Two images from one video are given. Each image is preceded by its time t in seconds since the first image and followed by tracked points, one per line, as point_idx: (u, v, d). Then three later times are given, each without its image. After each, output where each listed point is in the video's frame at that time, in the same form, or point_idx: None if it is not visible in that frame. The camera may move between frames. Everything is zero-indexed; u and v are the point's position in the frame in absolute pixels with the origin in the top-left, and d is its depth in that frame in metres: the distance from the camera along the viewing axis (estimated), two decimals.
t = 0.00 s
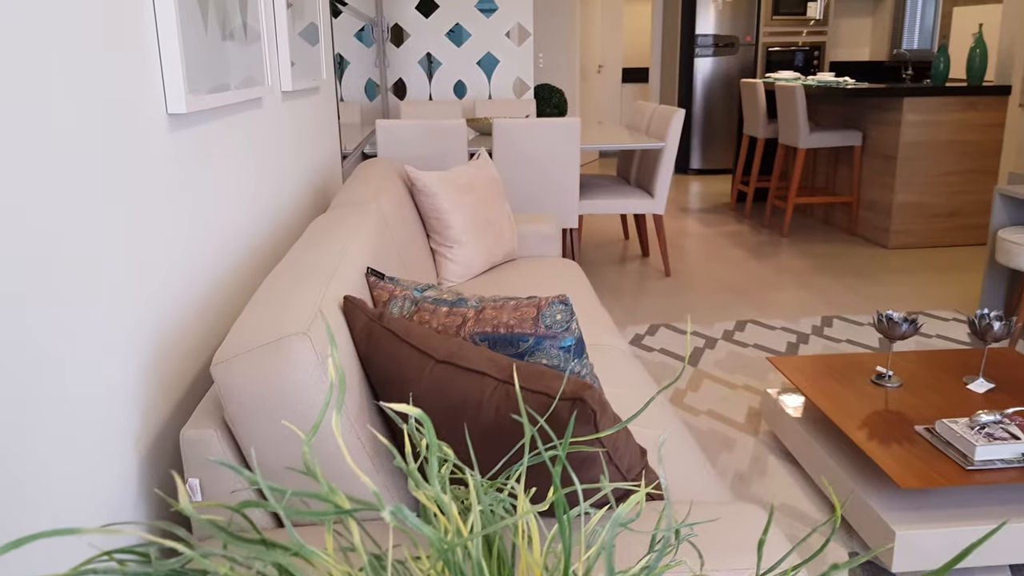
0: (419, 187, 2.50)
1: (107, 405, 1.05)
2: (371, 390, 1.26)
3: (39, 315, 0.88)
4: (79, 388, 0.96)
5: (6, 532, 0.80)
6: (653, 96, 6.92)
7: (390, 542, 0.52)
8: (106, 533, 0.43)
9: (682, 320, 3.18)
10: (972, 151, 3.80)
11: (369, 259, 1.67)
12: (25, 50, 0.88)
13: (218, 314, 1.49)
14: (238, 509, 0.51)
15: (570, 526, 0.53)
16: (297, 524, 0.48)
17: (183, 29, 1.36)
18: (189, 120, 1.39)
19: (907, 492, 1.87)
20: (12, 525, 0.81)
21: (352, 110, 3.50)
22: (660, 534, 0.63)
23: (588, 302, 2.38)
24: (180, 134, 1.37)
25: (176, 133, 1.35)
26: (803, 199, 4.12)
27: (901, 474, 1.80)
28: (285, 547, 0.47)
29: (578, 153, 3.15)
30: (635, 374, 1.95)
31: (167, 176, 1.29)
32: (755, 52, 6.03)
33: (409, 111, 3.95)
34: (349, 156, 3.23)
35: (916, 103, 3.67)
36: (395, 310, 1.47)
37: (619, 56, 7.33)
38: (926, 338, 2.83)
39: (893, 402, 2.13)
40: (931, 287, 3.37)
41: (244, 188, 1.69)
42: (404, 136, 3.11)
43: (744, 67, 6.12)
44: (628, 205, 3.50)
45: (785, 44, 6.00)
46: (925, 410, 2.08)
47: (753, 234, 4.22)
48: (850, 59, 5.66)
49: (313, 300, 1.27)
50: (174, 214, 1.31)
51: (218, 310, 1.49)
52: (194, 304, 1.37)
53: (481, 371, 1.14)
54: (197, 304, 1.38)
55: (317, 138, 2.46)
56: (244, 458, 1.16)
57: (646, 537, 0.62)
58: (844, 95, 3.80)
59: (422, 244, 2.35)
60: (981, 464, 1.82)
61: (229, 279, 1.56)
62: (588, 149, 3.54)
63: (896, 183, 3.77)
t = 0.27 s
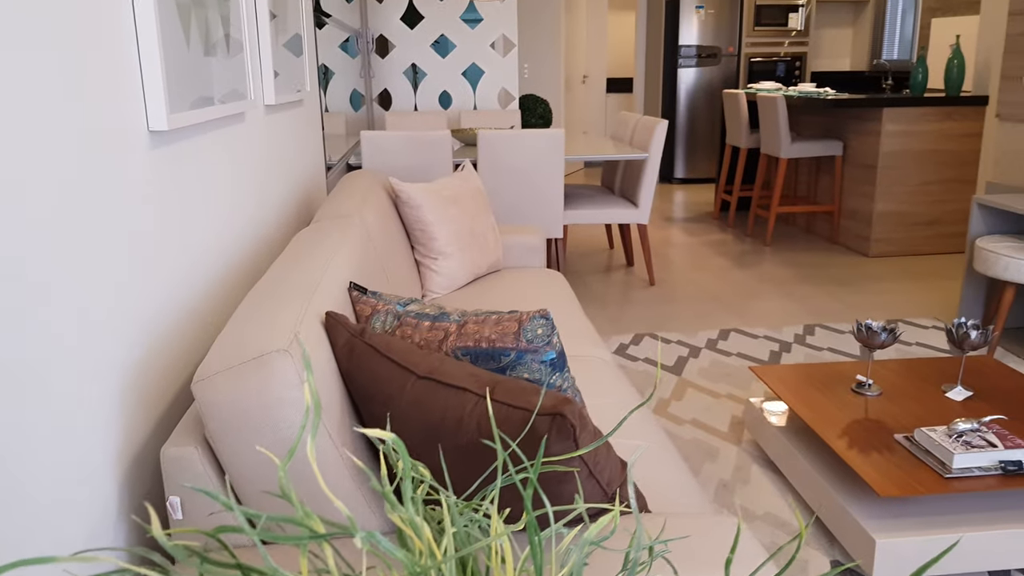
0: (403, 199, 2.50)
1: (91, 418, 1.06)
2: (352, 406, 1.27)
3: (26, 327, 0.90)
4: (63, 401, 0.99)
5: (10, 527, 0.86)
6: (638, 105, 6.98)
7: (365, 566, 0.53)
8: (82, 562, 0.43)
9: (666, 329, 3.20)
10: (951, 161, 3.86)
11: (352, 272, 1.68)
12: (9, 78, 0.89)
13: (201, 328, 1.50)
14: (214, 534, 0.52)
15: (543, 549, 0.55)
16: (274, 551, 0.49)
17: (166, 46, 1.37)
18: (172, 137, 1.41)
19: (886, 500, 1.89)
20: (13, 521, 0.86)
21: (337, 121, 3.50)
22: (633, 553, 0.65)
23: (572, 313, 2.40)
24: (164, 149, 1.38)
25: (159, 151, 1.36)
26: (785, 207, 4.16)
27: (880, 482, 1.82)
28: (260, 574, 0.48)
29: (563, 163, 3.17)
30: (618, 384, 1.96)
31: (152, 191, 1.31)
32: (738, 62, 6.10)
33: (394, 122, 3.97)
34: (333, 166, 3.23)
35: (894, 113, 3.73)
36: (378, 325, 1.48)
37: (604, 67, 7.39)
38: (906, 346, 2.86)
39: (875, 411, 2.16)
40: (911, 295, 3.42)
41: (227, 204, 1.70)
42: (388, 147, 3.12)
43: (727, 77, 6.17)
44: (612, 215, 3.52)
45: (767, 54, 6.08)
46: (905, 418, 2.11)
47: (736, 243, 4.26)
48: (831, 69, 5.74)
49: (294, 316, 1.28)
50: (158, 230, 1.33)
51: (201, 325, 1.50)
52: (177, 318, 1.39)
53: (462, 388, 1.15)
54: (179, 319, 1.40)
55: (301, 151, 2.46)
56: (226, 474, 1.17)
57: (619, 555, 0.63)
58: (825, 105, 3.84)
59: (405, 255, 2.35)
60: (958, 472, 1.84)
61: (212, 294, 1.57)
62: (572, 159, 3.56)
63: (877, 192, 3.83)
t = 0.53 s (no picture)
0: (385, 213, 2.50)
1: (71, 437, 1.07)
2: (332, 423, 1.27)
3: (27, 325, 0.97)
4: (43, 422, 0.99)
5: (11, 525, 0.91)
6: (620, 116, 7.03)
7: None
8: None
9: (648, 340, 3.21)
10: (927, 172, 3.92)
11: (332, 289, 1.68)
12: None
13: (180, 347, 1.51)
14: (188, 564, 0.52)
15: None
16: None
17: (145, 66, 1.37)
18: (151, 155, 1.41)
19: (863, 510, 1.91)
20: (13, 521, 0.92)
21: (319, 134, 3.50)
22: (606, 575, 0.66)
23: (553, 325, 2.40)
24: (144, 168, 1.39)
25: (137, 170, 1.36)
26: (766, 218, 4.20)
27: (858, 491, 1.84)
28: None
29: (545, 176, 3.19)
30: (599, 397, 1.97)
31: (132, 211, 1.32)
32: (718, 74, 6.18)
33: (376, 134, 3.98)
34: (315, 179, 3.23)
35: (871, 125, 3.78)
36: (359, 342, 1.48)
37: (586, 79, 7.46)
38: (885, 356, 2.90)
39: (853, 421, 2.18)
40: (889, 305, 3.46)
41: (207, 222, 1.71)
42: (370, 161, 3.12)
43: (708, 89, 6.22)
44: (594, 226, 3.54)
45: (746, 67, 6.20)
46: (883, 428, 2.13)
47: (717, 254, 4.30)
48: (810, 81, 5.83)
49: (272, 335, 1.27)
50: (138, 249, 1.33)
51: (180, 343, 1.50)
52: (156, 337, 1.39)
53: (440, 406, 1.16)
54: (158, 338, 1.40)
55: (281, 166, 2.46)
56: (204, 495, 1.17)
57: None
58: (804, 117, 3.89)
59: (387, 270, 2.36)
60: (935, 481, 1.87)
61: (191, 312, 1.57)
62: (554, 171, 3.58)
63: (855, 204, 3.88)
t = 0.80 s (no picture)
0: (364, 228, 2.50)
1: (48, 457, 1.07)
2: (310, 441, 1.27)
3: (20, 329, 1.01)
4: (18, 444, 0.98)
5: (9, 526, 0.96)
6: (599, 129, 7.09)
7: None
8: None
9: (629, 352, 3.23)
10: (902, 184, 3.98)
11: (311, 306, 1.68)
12: None
13: (157, 365, 1.50)
14: None
15: None
16: None
17: (120, 82, 1.36)
18: (128, 171, 1.40)
19: (841, 521, 1.93)
20: (12, 522, 0.97)
21: (298, 146, 3.49)
22: None
23: (533, 338, 2.41)
24: (120, 186, 1.38)
25: (114, 188, 1.36)
26: (744, 230, 4.24)
27: (836, 502, 1.86)
28: None
29: (525, 189, 3.21)
30: (579, 410, 1.98)
31: (109, 229, 1.32)
32: (697, 87, 6.27)
33: (356, 148, 3.99)
34: (294, 194, 3.23)
35: (846, 137, 3.84)
36: (337, 359, 1.48)
37: (566, 92, 7.52)
38: (862, 366, 2.94)
39: (830, 431, 2.21)
40: (866, 315, 3.50)
41: (184, 239, 1.70)
42: (350, 175, 3.13)
43: (686, 102, 6.30)
44: (574, 239, 3.56)
45: (724, 80, 6.30)
46: (859, 438, 2.16)
47: (697, 265, 4.33)
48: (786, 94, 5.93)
49: (249, 354, 1.27)
50: (115, 266, 1.33)
51: (157, 361, 1.50)
52: (133, 355, 1.39)
53: (420, 423, 1.16)
54: (135, 355, 1.40)
55: (259, 180, 2.46)
56: (180, 515, 1.16)
57: None
58: (780, 130, 3.95)
59: (366, 285, 2.36)
60: (910, 490, 1.89)
61: (168, 330, 1.57)
62: (535, 184, 3.60)
63: (831, 216, 3.93)
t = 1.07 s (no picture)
0: (341, 242, 2.50)
1: (16, 476, 1.05)
2: (282, 457, 1.26)
3: None
4: None
5: None
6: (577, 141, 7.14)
7: None
8: None
9: (607, 363, 3.25)
10: (875, 196, 4.04)
11: (286, 321, 1.68)
12: None
13: (129, 382, 1.49)
14: None
15: None
16: None
17: (91, 96, 1.35)
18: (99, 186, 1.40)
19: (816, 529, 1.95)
20: None
21: (275, 160, 3.49)
22: None
23: (511, 351, 2.42)
24: (91, 202, 1.37)
25: (84, 205, 1.35)
26: (720, 241, 4.28)
27: (810, 511, 1.88)
28: None
29: (503, 201, 3.22)
30: (556, 422, 1.99)
31: (79, 245, 1.31)
32: (673, 100, 6.34)
33: (334, 161, 3.98)
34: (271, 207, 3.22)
35: (820, 150, 3.89)
36: (311, 374, 1.48)
37: (544, 105, 7.57)
38: (836, 375, 2.97)
39: (805, 441, 2.23)
40: (841, 324, 3.55)
41: (156, 256, 1.69)
42: (328, 188, 3.12)
43: (663, 114, 6.37)
44: (552, 251, 3.57)
45: (700, 93, 6.36)
46: (834, 447, 2.19)
47: (674, 276, 4.37)
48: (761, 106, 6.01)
49: (222, 370, 1.26)
50: (85, 283, 1.32)
51: (128, 378, 1.48)
52: (103, 372, 1.37)
53: (392, 438, 1.16)
54: (105, 371, 1.38)
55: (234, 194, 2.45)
56: (151, 535, 1.15)
57: None
58: (754, 143, 4.00)
59: (343, 299, 2.36)
60: (883, 499, 1.91)
61: (140, 346, 1.56)
62: (514, 197, 3.62)
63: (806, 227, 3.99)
